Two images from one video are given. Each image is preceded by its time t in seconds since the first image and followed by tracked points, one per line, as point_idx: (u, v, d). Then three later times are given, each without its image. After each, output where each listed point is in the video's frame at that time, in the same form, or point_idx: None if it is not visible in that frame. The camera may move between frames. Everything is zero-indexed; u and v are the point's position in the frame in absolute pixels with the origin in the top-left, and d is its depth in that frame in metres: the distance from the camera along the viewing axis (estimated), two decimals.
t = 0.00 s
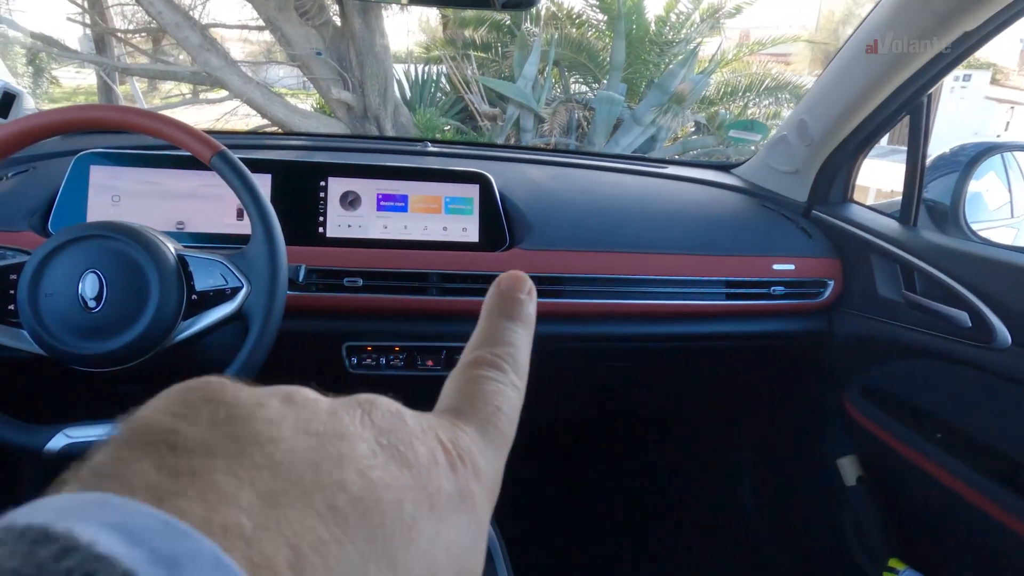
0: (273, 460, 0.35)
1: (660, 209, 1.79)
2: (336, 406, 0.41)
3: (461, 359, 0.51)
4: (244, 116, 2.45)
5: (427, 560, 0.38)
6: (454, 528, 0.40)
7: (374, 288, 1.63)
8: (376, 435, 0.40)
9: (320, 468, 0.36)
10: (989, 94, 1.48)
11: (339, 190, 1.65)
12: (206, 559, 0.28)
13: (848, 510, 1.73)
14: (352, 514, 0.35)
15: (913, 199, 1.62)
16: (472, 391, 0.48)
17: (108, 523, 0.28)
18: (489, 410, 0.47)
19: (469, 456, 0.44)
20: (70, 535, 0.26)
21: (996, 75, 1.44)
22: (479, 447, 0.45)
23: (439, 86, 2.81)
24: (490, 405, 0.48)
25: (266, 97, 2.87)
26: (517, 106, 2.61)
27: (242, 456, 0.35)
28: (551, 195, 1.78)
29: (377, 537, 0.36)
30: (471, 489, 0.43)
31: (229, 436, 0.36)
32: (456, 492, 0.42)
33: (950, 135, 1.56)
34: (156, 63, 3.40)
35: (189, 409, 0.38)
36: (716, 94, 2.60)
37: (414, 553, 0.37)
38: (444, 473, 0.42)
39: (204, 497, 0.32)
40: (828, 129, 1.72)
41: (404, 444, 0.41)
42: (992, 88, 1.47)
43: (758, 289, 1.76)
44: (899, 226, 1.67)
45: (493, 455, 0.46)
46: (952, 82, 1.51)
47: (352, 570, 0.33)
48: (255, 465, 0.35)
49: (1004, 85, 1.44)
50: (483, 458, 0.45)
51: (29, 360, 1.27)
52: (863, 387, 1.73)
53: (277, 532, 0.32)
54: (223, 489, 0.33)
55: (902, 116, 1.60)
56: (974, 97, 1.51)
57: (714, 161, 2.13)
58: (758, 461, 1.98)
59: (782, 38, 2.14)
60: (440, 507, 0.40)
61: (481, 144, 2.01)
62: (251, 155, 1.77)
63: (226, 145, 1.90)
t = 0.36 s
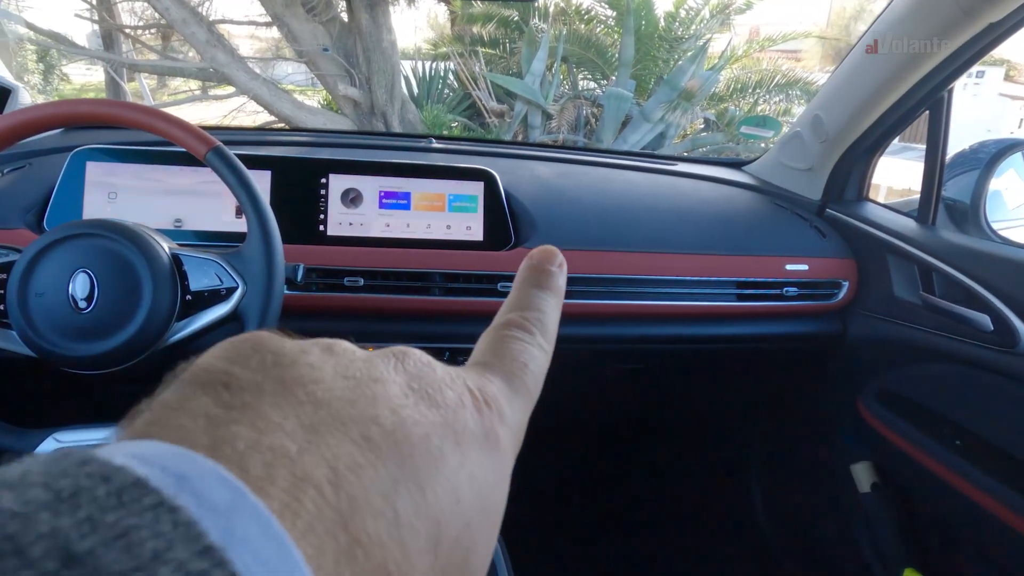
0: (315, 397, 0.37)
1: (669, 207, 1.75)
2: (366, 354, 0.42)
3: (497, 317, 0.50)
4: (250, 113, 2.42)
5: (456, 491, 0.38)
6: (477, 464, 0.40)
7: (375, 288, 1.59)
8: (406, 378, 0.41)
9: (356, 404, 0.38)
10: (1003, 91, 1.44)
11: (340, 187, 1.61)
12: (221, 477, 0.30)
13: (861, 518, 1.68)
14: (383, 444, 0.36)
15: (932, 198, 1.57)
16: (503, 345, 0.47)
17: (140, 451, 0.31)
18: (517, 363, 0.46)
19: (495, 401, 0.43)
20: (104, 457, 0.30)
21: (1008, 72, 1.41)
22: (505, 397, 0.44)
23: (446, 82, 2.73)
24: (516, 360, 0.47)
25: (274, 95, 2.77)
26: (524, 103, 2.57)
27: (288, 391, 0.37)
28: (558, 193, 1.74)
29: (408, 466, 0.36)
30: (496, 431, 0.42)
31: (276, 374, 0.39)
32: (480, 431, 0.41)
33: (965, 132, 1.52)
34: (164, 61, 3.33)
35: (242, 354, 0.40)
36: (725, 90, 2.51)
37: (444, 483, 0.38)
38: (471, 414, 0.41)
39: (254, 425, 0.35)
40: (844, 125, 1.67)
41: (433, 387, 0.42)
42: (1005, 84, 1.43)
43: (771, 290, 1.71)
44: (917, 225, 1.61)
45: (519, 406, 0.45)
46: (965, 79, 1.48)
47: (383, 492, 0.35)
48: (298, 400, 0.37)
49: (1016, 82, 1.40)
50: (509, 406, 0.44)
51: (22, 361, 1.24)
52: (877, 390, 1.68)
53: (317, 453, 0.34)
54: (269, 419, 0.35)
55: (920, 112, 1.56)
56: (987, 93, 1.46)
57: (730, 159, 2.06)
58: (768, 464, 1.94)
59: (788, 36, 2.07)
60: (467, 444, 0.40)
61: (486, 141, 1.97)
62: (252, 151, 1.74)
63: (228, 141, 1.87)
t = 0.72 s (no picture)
0: (379, 420, 0.43)
1: (681, 205, 1.73)
2: (410, 382, 0.47)
3: (551, 351, 0.56)
4: (260, 110, 2.40)
5: (508, 520, 0.44)
6: (531, 493, 0.46)
7: (384, 285, 1.58)
8: (468, 406, 0.47)
9: (418, 430, 0.43)
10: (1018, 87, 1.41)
11: (348, 184, 1.60)
12: (260, 504, 0.34)
13: (875, 520, 1.66)
14: (444, 471, 0.42)
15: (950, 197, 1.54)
16: (558, 378, 0.53)
17: (176, 480, 0.34)
18: (571, 397, 0.52)
19: (550, 433, 0.49)
20: (146, 485, 0.33)
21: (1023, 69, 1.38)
22: (560, 430, 0.50)
23: (455, 79, 2.76)
24: (571, 394, 0.53)
25: (282, 92, 2.70)
26: (533, 100, 2.51)
27: (355, 414, 0.43)
28: (568, 190, 1.72)
29: (467, 494, 0.42)
30: (549, 463, 0.48)
31: (345, 395, 0.44)
32: (535, 462, 0.47)
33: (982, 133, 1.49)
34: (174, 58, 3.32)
35: (310, 372, 0.46)
36: (735, 87, 2.52)
37: (496, 511, 0.43)
38: (527, 445, 0.47)
39: (324, 446, 0.40)
40: (859, 122, 1.64)
41: (494, 419, 0.47)
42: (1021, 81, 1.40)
43: (784, 289, 1.69)
44: (934, 223, 1.58)
45: (571, 438, 0.51)
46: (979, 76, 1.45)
47: (443, 517, 0.40)
48: (367, 423, 0.42)
49: None
50: (562, 438, 0.50)
51: (30, 359, 1.23)
52: (891, 392, 1.66)
53: (384, 479, 0.39)
54: (339, 440, 0.41)
55: (938, 109, 1.53)
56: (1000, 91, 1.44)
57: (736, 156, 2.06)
58: (779, 464, 1.93)
59: (808, 33, 2.04)
60: (522, 475, 0.46)
61: (496, 138, 1.95)
62: (261, 148, 1.73)
63: (236, 138, 1.86)
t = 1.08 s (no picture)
0: (477, 440, 0.43)
1: (687, 202, 1.71)
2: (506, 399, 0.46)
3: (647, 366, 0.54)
4: (266, 106, 2.40)
5: (604, 538, 0.43)
6: (624, 511, 0.45)
7: (387, 283, 1.57)
8: (561, 422, 0.46)
9: (514, 448, 0.43)
10: None
11: (351, 180, 1.59)
12: (376, 540, 0.34)
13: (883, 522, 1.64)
14: (540, 493, 0.42)
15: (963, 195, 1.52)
16: (653, 393, 0.51)
17: (297, 511, 0.35)
18: (666, 412, 0.50)
19: (644, 449, 0.48)
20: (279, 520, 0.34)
21: None
22: (655, 447, 0.49)
23: (463, 76, 2.60)
24: (667, 410, 0.50)
25: (288, 87, 2.70)
26: (540, 96, 2.52)
27: (454, 435, 0.43)
28: (574, 188, 1.70)
29: (563, 514, 0.42)
30: (644, 479, 0.47)
31: (442, 414, 0.44)
32: (629, 478, 0.46)
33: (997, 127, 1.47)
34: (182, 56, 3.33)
35: (410, 391, 0.46)
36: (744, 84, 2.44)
37: (593, 530, 0.43)
38: (622, 462, 0.46)
39: (427, 470, 0.41)
40: (869, 118, 1.62)
41: (587, 436, 0.46)
42: None
43: (792, 287, 1.67)
44: (945, 222, 1.56)
45: (666, 454, 0.49)
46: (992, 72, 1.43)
47: (543, 541, 0.40)
48: (465, 444, 0.43)
49: None
50: (656, 454, 0.48)
51: (34, 355, 1.23)
52: (901, 392, 1.64)
53: (484, 503, 0.40)
54: (441, 464, 0.41)
55: (951, 105, 1.50)
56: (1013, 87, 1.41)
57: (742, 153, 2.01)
58: (786, 463, 1.92)
59: (811, 28, 2.00)
60: (616, 492, 0.45)
61: (501, 134, 1.94)
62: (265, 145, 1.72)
63: (241, 135, 1.85)
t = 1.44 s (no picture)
0: (351, 394, 0.41)
1: (697, 202, 1.71)
2: (397, 364, 0.45)
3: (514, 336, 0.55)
4: (276, 104, 2.41)
5: (486, 476, 0.41)
6: (505, 451, 0.43)
7: (397, 282, 1.57)
8: (436, 376, 0.45)
9: (388, 400, 0.41)
10: None
11: (362, 180, 1.60)
12: (259, 463, 0.32)
13: (891, 522, 1.63)
14: (416, 431, 0.39)
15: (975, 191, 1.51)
16: (523, 353, 0.52)
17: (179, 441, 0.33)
18: (539, 367, 0.51)
19: (518, 395, 0.47)
20: (153, 449, 0.31)
21: None
22: (529, 395, 0.48)
23: (470, 74, 2.66)
24: (538, 366, 0.51)
25: (297, 84, 2.71)
26: (548, 94, 2.54)
27: (324, 391, 0.40)
28: (583, 186, 1.70)
29: (441, 451, 0.39)
30: (521, 421, 0.46)
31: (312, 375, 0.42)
32: (506, 420, 0.45)
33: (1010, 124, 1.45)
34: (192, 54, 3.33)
35: (283, 363, 0.44)
36: (753, 81, 2.44)
37: (475, 467, 0.40)
38: (497, 405, 0.45)
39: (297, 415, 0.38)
40: (880, 118, 1.61)
41: (462, 386, 0.45)
42: None
43: (802, 287, 1.67)
44: (957, 222, 1.55)
45: (540, 403, 0.49)
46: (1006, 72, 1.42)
47: (421, 473, 0.37)
48: (335, 397, 0.40)
49: None
50: (532, 402, 0.48)
51: (47, 353, 1.24)
52: (911, 393, 1.63)
53: (358, 442, 0.37)
54: (309, 412, 0.38)
55: (964, 104, 1.49)
56: None
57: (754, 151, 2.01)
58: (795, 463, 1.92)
59: (824, 26, 1.99)
60: (493, 433, 0.43)
61: (510, 133, 1.94)
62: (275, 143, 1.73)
63: (252, 134, 1.86)
